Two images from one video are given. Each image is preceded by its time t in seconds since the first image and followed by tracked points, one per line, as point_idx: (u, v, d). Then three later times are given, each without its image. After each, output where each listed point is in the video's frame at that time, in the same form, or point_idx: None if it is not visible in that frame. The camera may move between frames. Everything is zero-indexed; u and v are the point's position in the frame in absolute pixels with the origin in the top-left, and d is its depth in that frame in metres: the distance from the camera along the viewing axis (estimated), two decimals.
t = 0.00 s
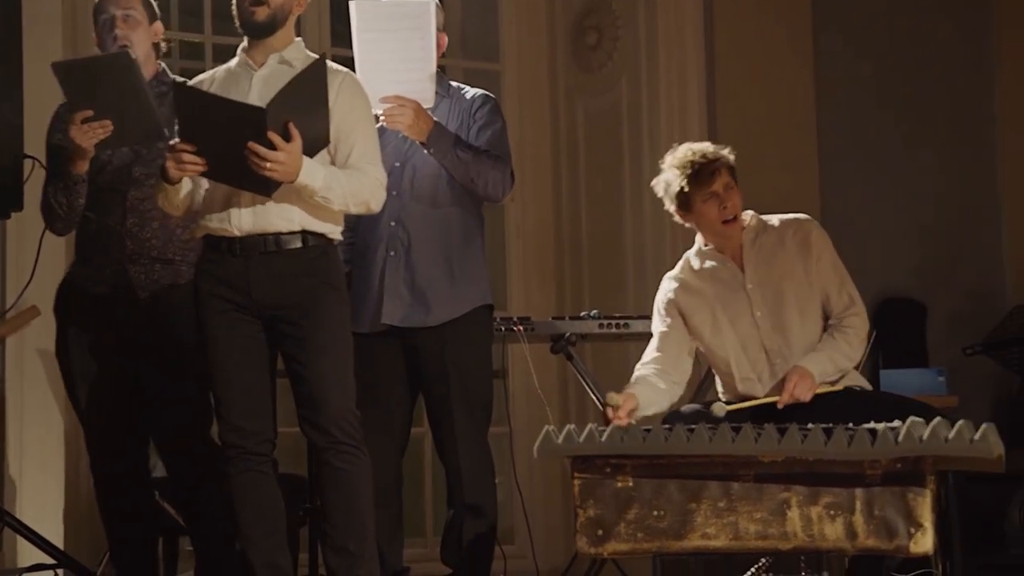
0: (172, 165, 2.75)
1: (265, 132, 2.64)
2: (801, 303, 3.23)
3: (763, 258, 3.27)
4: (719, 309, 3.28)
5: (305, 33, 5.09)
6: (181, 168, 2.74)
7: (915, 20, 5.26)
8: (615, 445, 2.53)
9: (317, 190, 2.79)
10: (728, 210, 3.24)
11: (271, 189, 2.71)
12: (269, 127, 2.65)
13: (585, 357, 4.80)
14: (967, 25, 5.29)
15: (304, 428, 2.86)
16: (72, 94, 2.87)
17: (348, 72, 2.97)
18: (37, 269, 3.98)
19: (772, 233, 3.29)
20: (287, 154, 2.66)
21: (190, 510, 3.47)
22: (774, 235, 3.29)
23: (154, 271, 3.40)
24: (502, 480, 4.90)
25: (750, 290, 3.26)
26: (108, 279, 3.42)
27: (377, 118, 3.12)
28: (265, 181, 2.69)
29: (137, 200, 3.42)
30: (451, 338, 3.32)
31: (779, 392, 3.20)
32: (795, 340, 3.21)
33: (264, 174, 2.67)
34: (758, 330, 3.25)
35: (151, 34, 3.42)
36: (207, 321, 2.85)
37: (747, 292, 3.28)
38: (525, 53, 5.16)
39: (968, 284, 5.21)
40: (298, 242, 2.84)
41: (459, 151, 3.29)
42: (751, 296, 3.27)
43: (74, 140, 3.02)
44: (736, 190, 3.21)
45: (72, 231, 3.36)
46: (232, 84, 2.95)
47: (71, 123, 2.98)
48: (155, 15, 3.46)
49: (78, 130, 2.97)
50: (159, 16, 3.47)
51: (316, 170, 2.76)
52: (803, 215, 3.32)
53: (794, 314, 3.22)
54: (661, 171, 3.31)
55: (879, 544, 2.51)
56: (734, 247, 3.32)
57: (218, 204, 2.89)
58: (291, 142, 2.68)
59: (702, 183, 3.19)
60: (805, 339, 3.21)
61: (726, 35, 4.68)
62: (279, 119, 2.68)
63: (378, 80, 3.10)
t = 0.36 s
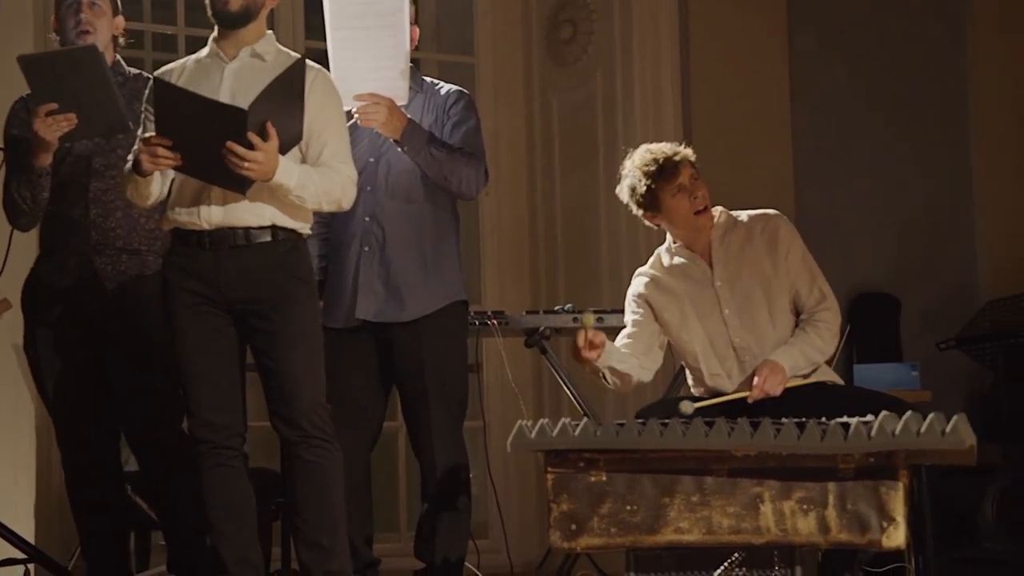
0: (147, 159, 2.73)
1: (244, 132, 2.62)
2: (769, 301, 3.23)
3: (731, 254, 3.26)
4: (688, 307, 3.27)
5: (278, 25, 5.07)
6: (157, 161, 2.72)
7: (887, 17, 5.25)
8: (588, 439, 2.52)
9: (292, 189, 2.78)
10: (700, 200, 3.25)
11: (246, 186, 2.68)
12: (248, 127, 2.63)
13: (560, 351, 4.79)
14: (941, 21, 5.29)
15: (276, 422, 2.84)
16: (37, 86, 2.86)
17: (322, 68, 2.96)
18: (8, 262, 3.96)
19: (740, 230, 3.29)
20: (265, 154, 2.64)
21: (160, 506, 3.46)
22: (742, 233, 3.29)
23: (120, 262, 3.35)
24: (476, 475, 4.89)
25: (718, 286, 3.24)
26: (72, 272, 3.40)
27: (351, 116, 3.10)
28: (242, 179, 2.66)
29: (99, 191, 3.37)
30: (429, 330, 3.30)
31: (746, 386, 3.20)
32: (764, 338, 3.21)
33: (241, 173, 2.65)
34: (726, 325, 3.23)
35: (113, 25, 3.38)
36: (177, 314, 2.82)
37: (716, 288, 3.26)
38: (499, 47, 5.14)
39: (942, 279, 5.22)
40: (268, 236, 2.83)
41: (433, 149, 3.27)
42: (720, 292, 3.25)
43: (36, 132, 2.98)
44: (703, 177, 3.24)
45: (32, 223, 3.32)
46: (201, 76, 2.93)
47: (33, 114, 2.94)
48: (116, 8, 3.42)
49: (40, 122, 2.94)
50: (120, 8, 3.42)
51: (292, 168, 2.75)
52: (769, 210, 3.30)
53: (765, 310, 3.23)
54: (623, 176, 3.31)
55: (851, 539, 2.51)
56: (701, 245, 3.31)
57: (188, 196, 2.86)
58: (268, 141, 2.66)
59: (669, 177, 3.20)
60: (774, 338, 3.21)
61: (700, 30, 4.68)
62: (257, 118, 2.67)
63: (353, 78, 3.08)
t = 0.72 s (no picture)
0: (117, 146, 2.72)
1: (217, 115, 2.61)
2: (752, 290, 3.24)
3: (716, 244, 3.28)
4: (671, 297, 3.30)
5: (253, 17, 5.03)
6: (127, 149, 2.71)
7: (875, 13, 5.32)
8: (564, 434, 2.54)
9: (264, 176, 2.76)
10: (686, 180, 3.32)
11: (218, 174, 2.66)
12: (219, 111, 2.61)
13: (537, 345, 4.78)
14: (919, 16, 5.28)
15: (249, 416, 2.82)
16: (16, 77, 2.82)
17: (294, 60, 2.95)
18: None
19: (727, 218, 3.30)
20: (237, 138, 2.62)
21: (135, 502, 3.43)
22: (729, 223, 3.30)
23: (97, 255, 3.34)
24: (452, 469, 4.87)
25: (700, 275, 3.26)
26: (50, 266, 3.34)
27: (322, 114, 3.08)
28: (211, 164, 2.64)
29: (78, 183, 3.33)
30: (398, 324, 3.30)
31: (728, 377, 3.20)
32: (744, 328, 3.22)
33: (212, 157, 2.63)
34: (706, 314, 3.25)
35: (99, 18, 3.36)
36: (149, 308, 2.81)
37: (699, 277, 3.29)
38: (475, 39, 5.11)
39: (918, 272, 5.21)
40: (241, 229, 2.81)
41: (403, 147, 3.28)
42: (702, 282, 3.26)
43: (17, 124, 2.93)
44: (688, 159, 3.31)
45: (11, 215, 3.27)
46: (174, 68, 2.92)
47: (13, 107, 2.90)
48: (103, 1, 3.41)
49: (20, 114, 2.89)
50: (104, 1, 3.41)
51: (264, 156, 2.73)
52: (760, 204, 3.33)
53: (746, 302, 3.24)
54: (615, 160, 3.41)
55: (826, 533, 2.50)
56: (688, 232, 3.35)
57: (161, 188, 2.85)
58: (240, 126, 2.64)
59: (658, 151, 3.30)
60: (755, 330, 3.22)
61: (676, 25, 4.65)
62: (230, 101, 2.64)
63: (325, 78, 3.06)
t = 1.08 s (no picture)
0: (87, 142, 2.71)
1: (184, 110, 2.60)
2: (745, 286, 3.24)
3: (712, 237, 3.27)
4: (665, 284, 3.29)
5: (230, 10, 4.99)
6: (97, 144, 2.70)
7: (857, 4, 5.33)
8: (540, 429, 2.53)
9: (236, 170, 2.75)
10: (653, 180, 3.28)
11: (187, 169, 2.66)
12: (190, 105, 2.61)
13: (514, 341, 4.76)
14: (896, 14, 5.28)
15: (225, 410, 2.82)
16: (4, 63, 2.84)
17: (267, 51, 2.94)
18: None
19: (728, 213, 3.30)
20: (207, 133, 2.63)
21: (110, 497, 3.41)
22: (730, 218, 3.29)
23: (86, 247, 3.30)
24: (427, 464, 4.81)
25: (693, 266, 3.26)
26: (40, 258, 3.31)
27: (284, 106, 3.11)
28: (182, 159, 2.64)
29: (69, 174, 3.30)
30: (355, 319, 3.30)
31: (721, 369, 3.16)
32: (733, 323, 3.21)
33: (181, 153, 2.63)
34: (697, 306, 3.24)
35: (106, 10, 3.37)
36: (125, 302, 2.79)
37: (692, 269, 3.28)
38: (452, 33, 5.06)
39: (896, 269, 5.21)
40: (217, 223, 2.80)
41: (364, 140, 3.29)
42: (695, 274, 3.26)
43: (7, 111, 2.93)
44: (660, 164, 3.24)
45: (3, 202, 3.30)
46: (148, 62, 2.90)
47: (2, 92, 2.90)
48: None
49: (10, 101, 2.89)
50: None
51: (235, 149, 2.73)
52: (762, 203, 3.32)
53: (737, 299, 3.23)
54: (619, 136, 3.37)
55: (802, 528, 2.50)
56: (687, 222, 3.34)
57: (136, 182, 2.82)
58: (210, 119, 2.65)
59: (632, 146, 3.26)
60: (743, 326, 3.22)
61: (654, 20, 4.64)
62: (197, 94, 2.63)
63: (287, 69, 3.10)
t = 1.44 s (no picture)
0: (60, 133, 2.67)
1: (157, 96, 2.60)
2: (722, 284, 3.25)
3: (693, 235, 3.29)
4: (641, 278, 3.28)
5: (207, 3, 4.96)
6: (69, 135, 2.66)
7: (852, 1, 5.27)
8: (515, 424, 2.52)
9: (210, 159, 2.73)
10: (648, 173, 3.28)
11: (162, 158, 2.66)
12: (161, 91, 2.61)
13: (490, 336, 4.76)
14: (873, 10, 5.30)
15: (199, 406, 2.81)
16: None
17: (241, 44, 2.93)
18: None
19: (709, 211, 3.31)
20: (180, 120, 2.62)
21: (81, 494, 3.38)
22: (711, 216, 3.30)
23: (70, 240, 3.33)
24: (403, 460, 4.79)
25: (672, 262, 3.26)
26: (25, 250, 3.32)
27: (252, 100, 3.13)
28: (156, 148, 2.63)
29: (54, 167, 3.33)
30: (319, 317, 3.31)
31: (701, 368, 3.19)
32: (707, 319, 3.22)
33: (155, 140, 2.62)
34: (674, 301, 3.25)
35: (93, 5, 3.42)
36: (99, 297, 2.78)
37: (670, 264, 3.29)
38: (429, 28, 5.05)
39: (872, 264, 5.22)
40: (193, 218, 2.79)
41: (334, 136, 3.34)
42: (674, 270, 3.27)
43: None
44: (660, 160, 3.23)
45: None
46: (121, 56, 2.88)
47: None
48: None
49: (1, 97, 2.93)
50: None
51: (208, 138, 2.71)
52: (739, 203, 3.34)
53: (714, 297, 3.24)
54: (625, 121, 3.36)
55: (775, 522, 2.51)
56: (671, 216, 3.34)
57: (113, 174, 2.81)
58: (184, 108, 2.64)
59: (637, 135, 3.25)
60: (720, 328, 3.22)
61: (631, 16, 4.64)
62: (170, 83, 2.64)
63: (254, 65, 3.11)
